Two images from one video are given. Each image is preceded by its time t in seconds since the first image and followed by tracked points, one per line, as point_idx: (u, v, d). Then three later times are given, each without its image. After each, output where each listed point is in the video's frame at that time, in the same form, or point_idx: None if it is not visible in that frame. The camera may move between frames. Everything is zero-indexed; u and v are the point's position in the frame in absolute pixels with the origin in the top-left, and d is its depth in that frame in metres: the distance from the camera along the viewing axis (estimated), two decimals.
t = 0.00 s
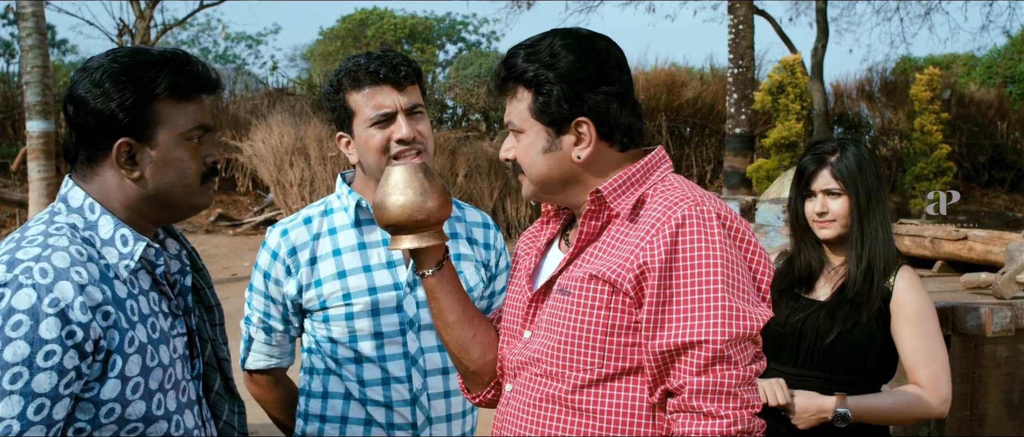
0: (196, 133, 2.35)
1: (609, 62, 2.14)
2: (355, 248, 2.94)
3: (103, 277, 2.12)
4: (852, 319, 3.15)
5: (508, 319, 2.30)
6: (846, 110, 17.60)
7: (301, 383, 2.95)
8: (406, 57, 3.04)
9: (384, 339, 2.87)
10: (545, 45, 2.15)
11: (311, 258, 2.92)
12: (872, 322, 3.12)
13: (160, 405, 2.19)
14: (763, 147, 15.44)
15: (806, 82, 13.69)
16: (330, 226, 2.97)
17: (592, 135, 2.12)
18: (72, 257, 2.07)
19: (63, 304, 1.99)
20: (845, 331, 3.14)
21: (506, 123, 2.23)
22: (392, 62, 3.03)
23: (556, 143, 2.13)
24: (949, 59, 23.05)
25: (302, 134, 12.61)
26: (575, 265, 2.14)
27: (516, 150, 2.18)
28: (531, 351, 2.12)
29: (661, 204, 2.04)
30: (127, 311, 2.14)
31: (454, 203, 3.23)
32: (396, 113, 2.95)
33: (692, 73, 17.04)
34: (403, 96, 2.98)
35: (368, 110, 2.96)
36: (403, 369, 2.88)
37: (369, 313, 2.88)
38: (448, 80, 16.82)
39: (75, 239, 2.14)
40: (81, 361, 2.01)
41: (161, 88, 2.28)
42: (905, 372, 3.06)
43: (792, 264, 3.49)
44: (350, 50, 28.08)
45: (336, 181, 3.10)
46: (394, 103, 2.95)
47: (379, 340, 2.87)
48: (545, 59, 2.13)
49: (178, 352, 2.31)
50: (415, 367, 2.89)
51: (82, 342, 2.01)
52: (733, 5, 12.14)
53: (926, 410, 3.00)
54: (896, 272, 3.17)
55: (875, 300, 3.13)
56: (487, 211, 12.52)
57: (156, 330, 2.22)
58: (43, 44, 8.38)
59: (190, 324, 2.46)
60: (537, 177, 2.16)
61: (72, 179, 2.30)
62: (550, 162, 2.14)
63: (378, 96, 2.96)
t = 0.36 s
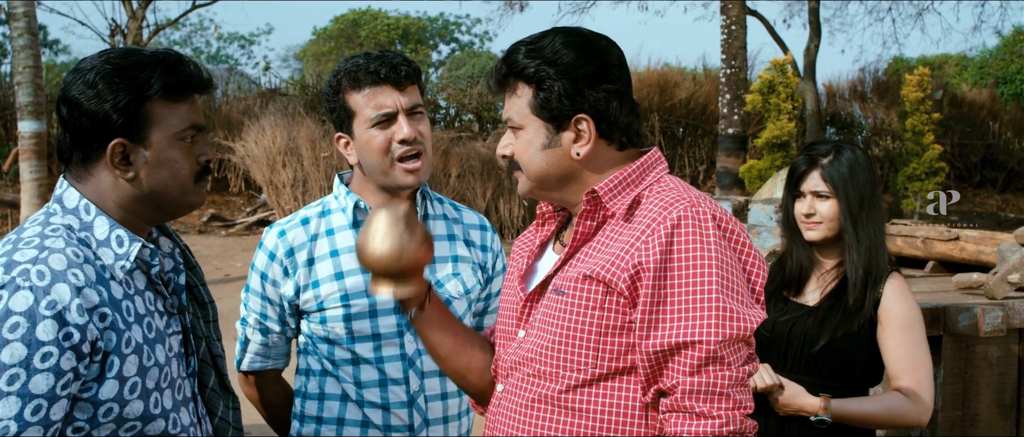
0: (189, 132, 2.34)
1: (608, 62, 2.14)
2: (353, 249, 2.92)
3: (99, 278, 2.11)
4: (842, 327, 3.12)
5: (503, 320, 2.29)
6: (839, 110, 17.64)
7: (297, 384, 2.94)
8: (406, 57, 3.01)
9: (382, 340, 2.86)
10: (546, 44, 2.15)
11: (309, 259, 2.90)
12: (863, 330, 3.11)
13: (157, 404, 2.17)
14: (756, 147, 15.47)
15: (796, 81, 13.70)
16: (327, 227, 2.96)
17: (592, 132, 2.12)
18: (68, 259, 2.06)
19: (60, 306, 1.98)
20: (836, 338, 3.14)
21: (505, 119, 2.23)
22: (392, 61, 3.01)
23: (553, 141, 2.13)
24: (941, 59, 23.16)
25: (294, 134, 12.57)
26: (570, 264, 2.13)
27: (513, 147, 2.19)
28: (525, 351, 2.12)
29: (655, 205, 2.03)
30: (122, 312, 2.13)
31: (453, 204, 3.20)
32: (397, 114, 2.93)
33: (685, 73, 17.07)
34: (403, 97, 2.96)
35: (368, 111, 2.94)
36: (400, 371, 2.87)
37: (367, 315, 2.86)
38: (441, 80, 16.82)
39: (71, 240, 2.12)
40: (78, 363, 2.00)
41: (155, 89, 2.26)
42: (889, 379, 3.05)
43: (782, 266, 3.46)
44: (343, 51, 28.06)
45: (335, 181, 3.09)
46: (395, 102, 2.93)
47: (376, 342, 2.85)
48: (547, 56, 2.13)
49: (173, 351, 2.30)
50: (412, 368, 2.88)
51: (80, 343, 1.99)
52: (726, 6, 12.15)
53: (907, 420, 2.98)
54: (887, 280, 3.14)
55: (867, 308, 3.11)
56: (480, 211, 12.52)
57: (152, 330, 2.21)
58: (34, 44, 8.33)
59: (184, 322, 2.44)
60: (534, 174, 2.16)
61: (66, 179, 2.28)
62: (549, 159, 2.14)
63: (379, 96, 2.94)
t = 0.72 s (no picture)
0: (190, 129, 2.33)
1: (608, 60, 2.13)
2: (352, 248, 2.91)
3: (103, 274, 2.11)
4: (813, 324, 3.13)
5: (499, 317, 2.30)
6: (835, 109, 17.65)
7: (296, 383, 2.94)
8: (406, 56, 3.00)
9: (380, 340, 2.86)
10: (546, 40, 2.14)
11: (308, 258, 2.89)
12: (835, 327, 3.11)
13: (161, 396, 2.17)
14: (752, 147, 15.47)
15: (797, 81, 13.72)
16: (326, 226, 2.94)
17: (589, 130, 2.12)
18: (72, 256, 2.06)
19: (63, 303, 1.98)
20: (809, 335, 3.14)
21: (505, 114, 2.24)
22: (391, 62, 2.99)
23: (550, 136, 2.14)
24: (938, 59, 23.18)
25: (291, 133, 12.56)
26: (566, 262, 2.14)
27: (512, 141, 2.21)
28: (522, 349, 2.12)
29: (653, 204, 2.03)
30: (126, 308, 2.13)
31: (452, 203, 3.18)
32: (396, 115, 2.92)
33: (682, 73, 17.07)
34: (402, 97, 2.95)
35: (367, 111, 2.93)
36: (399, 370, 2.86)
37: (366, 314, 2.86)
38: (437, 80, 16.81)
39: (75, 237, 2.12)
40: (83, 358, 2.01)
41: (154, 87, 2.26)
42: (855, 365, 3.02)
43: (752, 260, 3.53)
44: (340, 50, 28.03)
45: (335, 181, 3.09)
46: (394, 104, 2.92)
47: (374, 342, 2.85)
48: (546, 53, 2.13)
49: (178, 343, 2.29)
50: (411, 367, 2.87)
51: (83, 339, 2.00)
52: (722, 5, 12.13)
53: (868, 406, 2.94)
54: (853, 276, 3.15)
55: (839, 300, 3.10)
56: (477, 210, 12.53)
57: (155, 324, 2.21)
58: (30, 43, 8.34)
59: (189, 314, 2.43)
60: (533, 168, 2.18)
61: (70, 176, 2.28)
62: (546, 156, 2.16)
63: (377, 97, 2.93)
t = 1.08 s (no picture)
0: (188, 127, 2.32)
1: (618, 59, 2.16)
2: (349, 249, 2.91)
3: (102, 272, 2.11)
4: (791, 314, 3.15)
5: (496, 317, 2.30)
6: (835, 109, 17.64)
7: (294, 382, 2.94)
8: (403, 58, 2.99)
9: (377, 340, 2.86)
10: (559, 31, 2.15)
11: (305, 258, 2.88)
12: (811, 316, 3.13)
13: (161, 392, 2.18)
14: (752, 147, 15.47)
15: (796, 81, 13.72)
16: (323, 226, 2.93)
17: (602, 125, 2.13)
18: (71, 254, 2.06)
19: (61, 301, 1.99)
20: (785, 326, 3.15)
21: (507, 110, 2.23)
22: (388, 63, 2.99)
23: (565, 130, 2.12)
24: (938, 59, 23.18)
25: (291, 133, 12.55)
26: (560, 262, 2.13)
27: (515, 136, 2.18)
28: (517, 348, 2.12)
29: (644, 204, 2.03)
30: (125, 304, 2.13)
31: (448, 202, 3.18)
32: (393, 116, 2.91)
33: (681, 72, 17.07)
34: (399, 99, 2.95)
35: (364, 112, 2.92)
36: (397, 370, 2.86)
37: (363, 314, 2.86)
38: (437, 80, 16.81)
39: (74, 234, 2.12)
40: (81, 355, 2.01)
41: (150, 86, 2.25)
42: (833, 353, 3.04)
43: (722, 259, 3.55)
44: (339, 50, 28.03)
45: (330, 180, 3.09)
46: (391, 104, 2.92)
47: (372, 342, 2.85)
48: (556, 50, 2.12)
49: (179, 339, 2.30)
50: (409, 366, 2.87)
51: (82, 336, 2.01)
52: (721, 4, 12.12)
53: (854, 393, 2.97)
54: (826, 264, 3.19)
55: (812, 291, 3.13)
56: (477, 209, 12.54)
57: (156, 321, 2.21)
58: (30, 42, 8.33)
59: (190, 311, 2.44)
60: (537, 165, 2.16)
61: (71, 175, 2.29)
62: (556, 149, 2.13)
63: (374, 98, 2.93)
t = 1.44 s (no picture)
0: (183, 127, 2.32)
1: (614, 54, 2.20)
2: (344, 250, 2.91)
3: (100, 272, 2.11)
4: (785, 314, 3.13)
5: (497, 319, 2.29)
6: (836, 109, 17.63)
7: (290, 383, 2.94)
8: (400, 62, 2.97)
9: (374, 341, 2.85)
10: (561, 32, 2.15)
11: (301, 260, 2.88)
12: (804, 316, 3.12)
13: (160, 390, 2.17)
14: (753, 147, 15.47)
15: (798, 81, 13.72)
16: (319, 227, 2.93)
17: (615, 121, 2.15)
18: (69, 254, 2.06)
19: (58, 301, 1.98)
20: (782, 330, 3.14)
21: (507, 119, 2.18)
22: (385, 67, 2.97)
23: (582, 131, 2.11)
24: (939, 59, 23.18)
25: (291, 133, 12.55)
26: (559, 264, 2.13)
27: (523, 142, 2.14)
28: (517, 350, 2.12)
29: (644, 205, 2.03)
30: (123, 304, 2.13)
31: (444, 203, 3.18)
32: (389, 120, 2.91)
33: (682, 72, 17.08)
34: (396, 103, 2.94)
35: (360, 116, 2.92)
36: (393, 370, 2.86)
37: (359, 316, 2.86)
38: (437, 80, 16.81)
39: (73, 234, 2.12)
40: (80, 354, 2.01)
41: (143, 87, 2.25)
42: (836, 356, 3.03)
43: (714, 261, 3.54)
44: (339, 50, 28.03)
45: (327, 181, 3.09)
46: (387, 108, 2.91)
47: (368, 343, 2.85)
48: (562, 50, 2.12)
49: (178, 337, 2.30)
50: (404, 367, 2.87)
51: (79, 336, 2.00)
52: (722, 4, 12.11)
53: (865, 391, 2.96)
54: (817, 261, 3.19)
55: (805, 293, 3.13)
56: (478, 209, 12.53)
57: (154, 320, 2.21)
58: (31, 43, 8.31)
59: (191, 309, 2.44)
60: (548, 173, 2.13)
61: (71, 175, 2.30)
62: (574, 151, 2.11)
63: (371, 102, 2.92)
